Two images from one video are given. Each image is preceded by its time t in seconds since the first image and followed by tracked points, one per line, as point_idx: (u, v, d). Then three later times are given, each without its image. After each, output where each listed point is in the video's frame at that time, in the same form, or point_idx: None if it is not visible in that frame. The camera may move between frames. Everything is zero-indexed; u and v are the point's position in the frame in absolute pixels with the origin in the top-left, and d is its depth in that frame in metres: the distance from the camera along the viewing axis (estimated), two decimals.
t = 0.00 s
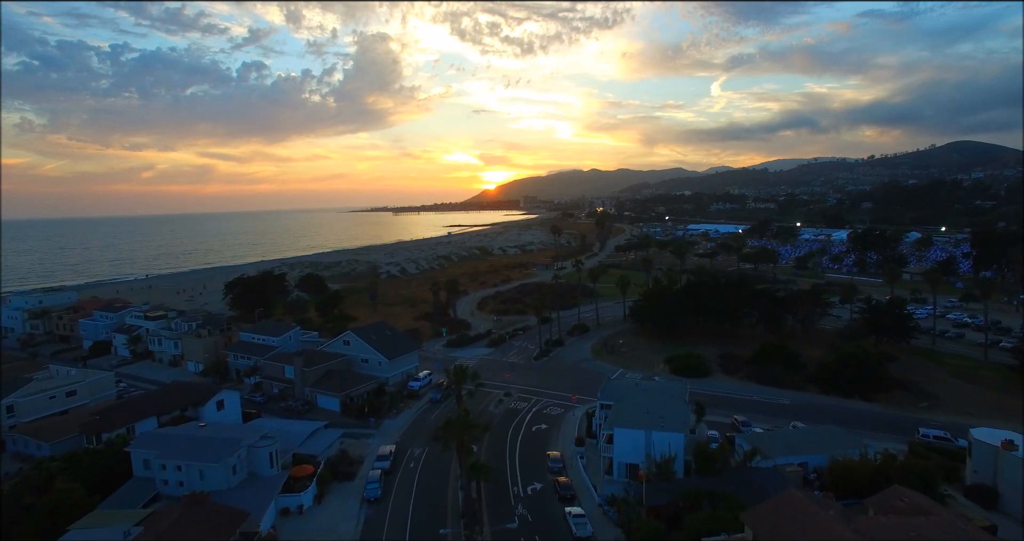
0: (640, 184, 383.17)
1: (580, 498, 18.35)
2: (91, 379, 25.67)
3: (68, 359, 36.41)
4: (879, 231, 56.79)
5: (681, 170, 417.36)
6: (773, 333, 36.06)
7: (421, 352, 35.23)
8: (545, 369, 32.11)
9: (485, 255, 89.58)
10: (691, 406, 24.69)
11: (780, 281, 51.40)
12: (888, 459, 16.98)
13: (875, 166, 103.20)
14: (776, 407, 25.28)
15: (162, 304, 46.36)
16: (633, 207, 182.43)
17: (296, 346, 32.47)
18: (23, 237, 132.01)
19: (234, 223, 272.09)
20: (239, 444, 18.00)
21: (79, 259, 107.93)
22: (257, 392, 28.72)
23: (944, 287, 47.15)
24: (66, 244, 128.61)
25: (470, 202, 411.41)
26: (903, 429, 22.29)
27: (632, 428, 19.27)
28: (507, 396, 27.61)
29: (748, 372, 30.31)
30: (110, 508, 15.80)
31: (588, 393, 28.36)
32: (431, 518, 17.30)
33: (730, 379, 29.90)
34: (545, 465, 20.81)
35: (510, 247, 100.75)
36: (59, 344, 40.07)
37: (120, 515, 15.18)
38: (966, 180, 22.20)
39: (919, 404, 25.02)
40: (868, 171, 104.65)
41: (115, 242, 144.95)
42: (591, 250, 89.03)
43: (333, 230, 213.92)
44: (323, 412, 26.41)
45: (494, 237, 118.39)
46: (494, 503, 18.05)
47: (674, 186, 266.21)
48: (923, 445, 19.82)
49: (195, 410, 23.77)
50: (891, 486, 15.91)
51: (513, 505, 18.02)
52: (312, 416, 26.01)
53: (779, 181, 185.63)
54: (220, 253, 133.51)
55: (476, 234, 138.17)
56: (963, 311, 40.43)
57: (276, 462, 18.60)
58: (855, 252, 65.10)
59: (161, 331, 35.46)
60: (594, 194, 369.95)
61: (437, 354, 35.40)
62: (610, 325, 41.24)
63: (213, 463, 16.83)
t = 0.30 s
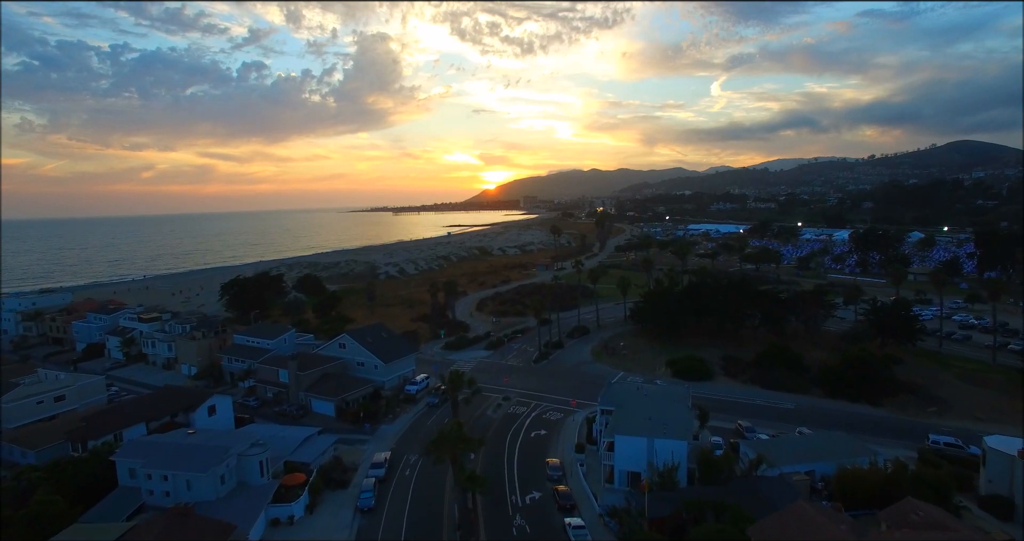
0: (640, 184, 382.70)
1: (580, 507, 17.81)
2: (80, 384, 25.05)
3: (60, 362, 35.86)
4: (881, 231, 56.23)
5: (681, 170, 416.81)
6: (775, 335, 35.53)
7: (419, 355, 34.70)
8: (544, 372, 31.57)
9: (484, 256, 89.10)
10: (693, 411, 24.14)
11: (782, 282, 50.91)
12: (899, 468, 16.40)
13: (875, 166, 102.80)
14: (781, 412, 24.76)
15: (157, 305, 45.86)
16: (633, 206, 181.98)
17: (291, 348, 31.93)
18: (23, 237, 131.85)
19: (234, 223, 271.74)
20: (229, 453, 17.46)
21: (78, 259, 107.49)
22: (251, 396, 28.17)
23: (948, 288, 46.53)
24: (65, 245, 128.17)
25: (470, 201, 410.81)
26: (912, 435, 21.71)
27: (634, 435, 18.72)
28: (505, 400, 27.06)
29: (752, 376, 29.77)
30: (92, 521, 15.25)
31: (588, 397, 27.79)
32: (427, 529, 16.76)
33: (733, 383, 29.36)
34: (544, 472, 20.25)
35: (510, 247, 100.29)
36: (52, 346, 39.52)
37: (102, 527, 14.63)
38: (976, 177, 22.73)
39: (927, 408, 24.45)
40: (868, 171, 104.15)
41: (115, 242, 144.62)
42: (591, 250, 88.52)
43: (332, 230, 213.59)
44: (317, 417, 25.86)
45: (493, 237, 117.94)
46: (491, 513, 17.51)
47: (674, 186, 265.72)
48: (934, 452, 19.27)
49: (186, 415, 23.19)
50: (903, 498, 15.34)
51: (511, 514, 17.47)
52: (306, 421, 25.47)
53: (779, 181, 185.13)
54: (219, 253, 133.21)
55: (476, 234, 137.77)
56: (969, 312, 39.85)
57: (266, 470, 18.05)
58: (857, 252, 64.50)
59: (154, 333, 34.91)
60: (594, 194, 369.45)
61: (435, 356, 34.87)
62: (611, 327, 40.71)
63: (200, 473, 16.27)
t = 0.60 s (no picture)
0: (640, 183, 382.20)
1: (580, 518, 17.27)
2: (68, 389, 24.42)
3: (51, 365, 35.28)
4: (882, 231, 55.66)
5: (682, 170, 416.29)
6: (778, 338, 34.99)
7: (416, 358, 34.17)
8: (544, 376, 31.03)
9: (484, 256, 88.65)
10: (696, 416, 23.60)
11: (784, 283, 50.37)
12: (910, 478, 15.80)
13: (875, 166, 102.42)
14: (785, 417, 24.24)
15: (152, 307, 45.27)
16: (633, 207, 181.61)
17: (285, 352, 31.41)
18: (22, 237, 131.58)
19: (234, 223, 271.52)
20: (217, 462, 16.90)
21: (75, 259, 107.18)
22: (244, 400, 27.64)
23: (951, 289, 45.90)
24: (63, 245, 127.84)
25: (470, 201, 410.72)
26: (921, 441, 21.12)
27: (635, 443, 18.17)
28: (503, 405, 26.54)
29: (755, 379, 29.27)
30: (72, 535, 14.70)
31: (587, 401, 27.23)
32: None
33: (735, 387, 28.84)
34: (543, 481, 19.72)
35: (510, 248, 99.60)
36: (44, 349, 38.97)
37: None
38: (967, 180, 24.14)
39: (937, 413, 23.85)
40: (869, 171, 103.76)
41: (114, 243, 144.29)
42: (591, 251, 88.03)
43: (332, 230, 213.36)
44: (311, 423, 25.30)
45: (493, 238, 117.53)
46: (487, 524, 16.96)
47: (674, 186, 265.29)
48: (944, 460, 18.73)
49: (176, 421, 22.59)
50: (916, 511, 14.77)
51: (508, 525, 16.92)
52: (300, 427, 24.94)
53: (779, 181, 184.69)
54: (219, 253, 132.89)
55: (475, 234, 137.42)
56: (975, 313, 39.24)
57: (256, 479, 17.50)
58: (860, 253, 63.94)
59: (147, 336, 34.36)
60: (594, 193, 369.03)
61: (432, 359, 34.34)
62: (611, 329, 40.20)
63: (186, 483, 15.72)
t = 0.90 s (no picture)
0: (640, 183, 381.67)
1: (578, 529, 16.68)
2: (53, 394, 23.65)
3: (41, 369, 34.63)
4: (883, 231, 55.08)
5: (681, 169, 416.14)
6: (781, 340, 34.41)
7: (412, 361, 33.57)
8: (542, 379, 30.46)
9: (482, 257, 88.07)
10: (698, 422, 23.03)
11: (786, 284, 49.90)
12: (923, 488, 15.20)
13: (875, 166, 101.99)
14: (790, 423, 23.71)
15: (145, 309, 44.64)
16: (632, 207, 181.13)
17: (279, 355, 30.80)
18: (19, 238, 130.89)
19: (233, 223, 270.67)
20: (202, 473, 16.24)
21: (71, 259, 106.51)
22: (235, 405, 27.02)
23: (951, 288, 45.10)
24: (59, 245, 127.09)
25: (469, 201, 410.53)
26: (930, 449, 20.55)
27: (636, 452, 17.58)
28: (500, 411, 25.97)
29: (758, 384, 28.80)
30: None
31: (586, 406, 26.61)
32: None
33: (738, 391, 28.27)
34: (540, 490, 19.12)
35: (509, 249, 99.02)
36: (34, 352, 38.32)
37: None
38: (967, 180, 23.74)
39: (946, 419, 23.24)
40: (868, 171, 103.32)
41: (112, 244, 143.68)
42: (591, 251, 87.52)
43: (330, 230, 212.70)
44: (303, 429, 24.67)
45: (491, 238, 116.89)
46: (483, 536, 16.33)
47: (674, 186, 264.70)
48: (955, 468, 18.18)
49: (163, 428, 21.83)
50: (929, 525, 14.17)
51: (504, 537, 16.33)
52: (292, 433, 24.34)
53: (778, 180, 184.23)
54: (218, 254, 132.24)
55: (474, 235, 136.81)
56: (980, 315, 38.62)
57: (243, 490, 16.88)
58: (861, 253, 63.33)
59: (139, 339, 33.73)
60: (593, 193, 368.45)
61: (428, 363, 33.74)
62: (611, 331, 39.63)
63: (169, 495, 15.07)
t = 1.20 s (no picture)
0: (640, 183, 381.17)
1: None
2: (38, 400, 22.90)
3: (29, 373, 33.94)
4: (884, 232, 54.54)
5: (681, 169, 415.22)
6: (784, 343, 33.83)
7: (408, 365, 32.96)
8: (540, 383, 29.85)
9: (481, 258, 87.19)
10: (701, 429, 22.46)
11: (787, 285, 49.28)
12: (937, 501, 14.47)
13: (875, 166, 101.44)
14: (795, 430, 23.16)
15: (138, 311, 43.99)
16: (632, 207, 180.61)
17: (272, 359, 30.19)
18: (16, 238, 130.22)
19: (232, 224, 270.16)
20: (185, 485, 15.59)
21: (68, 260, 105.98)
22: (227, 411, 26.35)
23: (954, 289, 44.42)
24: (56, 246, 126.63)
25: (469, 202, 409.76)
26: (940, 457, 19.96)
27: (638, 463, 16.98)
28: (498, 416, 25.38)
29: (761, 389, 28.24)
30: None
31: (586, 412, 25.98)
32: None
33: (741, 396, 27.71)
34: (539, 501, 18.53)
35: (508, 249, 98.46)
36: (24, 355, 37.66)
37: None
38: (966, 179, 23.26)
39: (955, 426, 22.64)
40: (868, 171, 102.80)
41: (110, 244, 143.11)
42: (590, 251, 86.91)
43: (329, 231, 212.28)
44: (296, 436, 24.03)
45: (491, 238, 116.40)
46: None
47: (673, 186, 264.07)
48: (967, 478, 17.61)
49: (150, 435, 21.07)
50: None
51: None
52: (284, 440, 23.72)
53: (778, 180, 183.69)
54: (216, 255, 131.68)
55: (473, 235, 136.28)
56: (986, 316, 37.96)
57: (229, 502, 16.24)
58: (863, 253, 62.73)
59: (130, 342, 33.07)
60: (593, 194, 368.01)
61: (425, 366, 33.12)
62: (611, 334, 39.02)
63: (150, 510, 14.41)
